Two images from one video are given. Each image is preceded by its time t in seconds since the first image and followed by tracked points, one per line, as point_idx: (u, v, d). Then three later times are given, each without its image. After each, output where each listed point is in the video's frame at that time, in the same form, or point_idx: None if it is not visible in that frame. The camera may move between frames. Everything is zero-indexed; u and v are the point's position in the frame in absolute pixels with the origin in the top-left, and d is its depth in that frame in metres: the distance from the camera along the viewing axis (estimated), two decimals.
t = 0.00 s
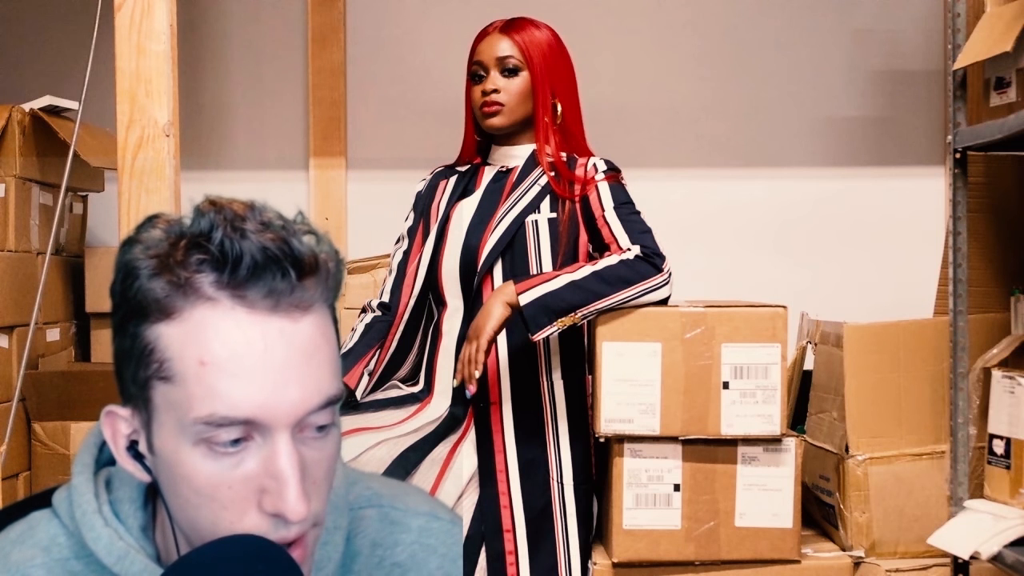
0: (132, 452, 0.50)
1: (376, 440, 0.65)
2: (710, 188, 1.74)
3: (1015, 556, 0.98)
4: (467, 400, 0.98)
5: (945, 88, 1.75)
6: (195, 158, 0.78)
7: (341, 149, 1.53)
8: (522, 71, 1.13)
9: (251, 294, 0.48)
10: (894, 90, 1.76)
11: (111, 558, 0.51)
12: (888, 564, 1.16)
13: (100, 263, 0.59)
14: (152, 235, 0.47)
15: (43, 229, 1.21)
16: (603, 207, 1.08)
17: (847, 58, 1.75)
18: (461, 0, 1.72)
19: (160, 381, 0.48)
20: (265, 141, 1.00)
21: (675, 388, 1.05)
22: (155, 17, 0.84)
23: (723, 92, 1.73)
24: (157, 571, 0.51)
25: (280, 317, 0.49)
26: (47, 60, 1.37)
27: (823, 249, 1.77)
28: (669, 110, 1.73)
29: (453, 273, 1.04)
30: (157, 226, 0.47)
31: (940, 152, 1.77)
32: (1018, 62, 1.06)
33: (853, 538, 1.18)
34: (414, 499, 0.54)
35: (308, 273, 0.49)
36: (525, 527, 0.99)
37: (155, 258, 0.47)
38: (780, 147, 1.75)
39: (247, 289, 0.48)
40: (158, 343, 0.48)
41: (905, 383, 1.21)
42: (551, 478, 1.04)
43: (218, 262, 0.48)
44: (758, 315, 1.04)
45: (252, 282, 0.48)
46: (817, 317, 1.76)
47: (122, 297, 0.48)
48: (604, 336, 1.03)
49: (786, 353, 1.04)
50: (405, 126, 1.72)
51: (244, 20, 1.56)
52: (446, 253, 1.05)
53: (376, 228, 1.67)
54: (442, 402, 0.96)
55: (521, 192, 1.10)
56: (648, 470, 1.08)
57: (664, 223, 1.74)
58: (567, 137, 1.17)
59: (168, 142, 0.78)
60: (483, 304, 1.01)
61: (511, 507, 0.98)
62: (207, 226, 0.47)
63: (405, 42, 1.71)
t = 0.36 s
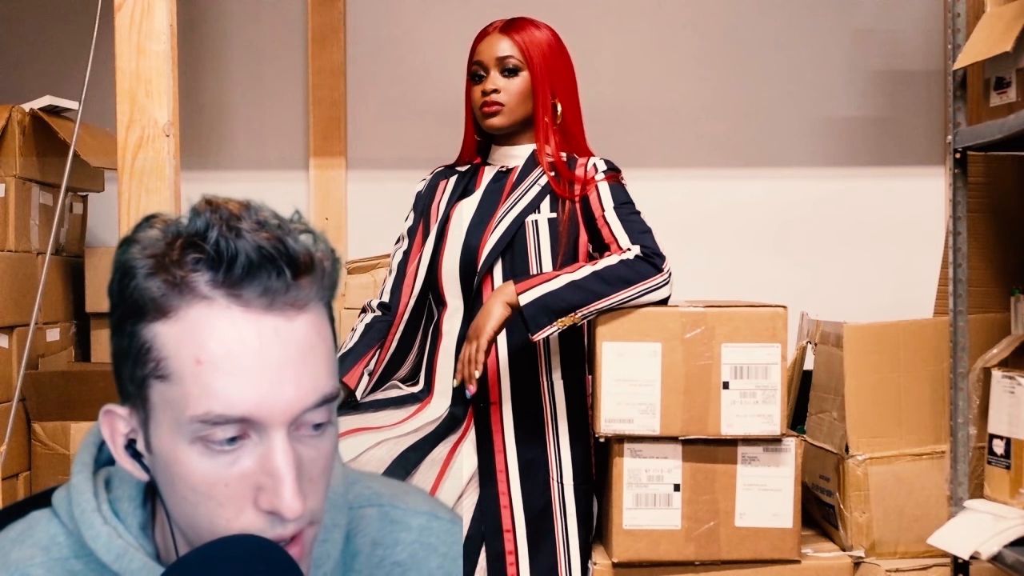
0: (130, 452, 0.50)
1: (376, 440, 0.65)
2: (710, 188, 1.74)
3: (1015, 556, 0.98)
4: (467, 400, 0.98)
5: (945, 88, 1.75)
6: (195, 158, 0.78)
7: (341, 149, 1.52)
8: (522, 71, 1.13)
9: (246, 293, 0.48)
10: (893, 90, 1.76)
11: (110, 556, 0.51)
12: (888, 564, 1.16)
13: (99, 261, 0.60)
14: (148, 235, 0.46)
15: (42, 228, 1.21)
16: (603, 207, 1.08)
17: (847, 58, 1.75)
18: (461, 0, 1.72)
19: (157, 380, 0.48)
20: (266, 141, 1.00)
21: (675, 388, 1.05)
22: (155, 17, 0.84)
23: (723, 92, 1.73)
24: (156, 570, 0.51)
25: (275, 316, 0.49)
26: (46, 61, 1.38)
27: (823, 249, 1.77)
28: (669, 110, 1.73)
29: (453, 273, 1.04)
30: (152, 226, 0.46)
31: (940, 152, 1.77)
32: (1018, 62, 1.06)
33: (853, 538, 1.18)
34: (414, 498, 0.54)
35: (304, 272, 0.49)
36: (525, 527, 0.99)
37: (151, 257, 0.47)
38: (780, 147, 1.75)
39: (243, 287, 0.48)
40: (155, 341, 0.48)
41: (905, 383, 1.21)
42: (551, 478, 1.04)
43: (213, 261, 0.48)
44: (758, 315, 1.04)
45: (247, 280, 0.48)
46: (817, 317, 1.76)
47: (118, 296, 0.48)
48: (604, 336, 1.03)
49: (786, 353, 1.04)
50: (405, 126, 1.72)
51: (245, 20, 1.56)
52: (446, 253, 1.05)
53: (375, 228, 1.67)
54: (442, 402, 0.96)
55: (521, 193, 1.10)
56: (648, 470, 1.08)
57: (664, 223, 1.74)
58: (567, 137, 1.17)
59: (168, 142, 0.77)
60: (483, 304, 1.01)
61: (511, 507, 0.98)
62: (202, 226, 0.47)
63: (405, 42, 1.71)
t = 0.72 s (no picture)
0: (129, 450, 0.50)
1: (376, 440, 0.65)
2: (710, 188, 1.74)
3: (1015, 556, 0.98)
4: (467, 400, 0.98)
5: (945, 88, 1.75)
6: (195, 157, 0.79)
7: (341, 149, 1.52)
8: (522, 71, 1.13)
9: (244, 291, 0.48)
10: (894, 90, 1.76)
11: (110, 556, 0.51)
12: (888, 564, 1.16)
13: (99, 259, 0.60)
14: (147, 234, 0.46)
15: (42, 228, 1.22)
16: (603, 207, 1.08)
17: (847, 58, 1.75)
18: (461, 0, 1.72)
19: (155, 379, 0.48)
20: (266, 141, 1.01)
21: (675, 388, 1.05)
22: (155, 17, 0.84)
23: (723, 92, 1.73)
24: (156, 569, 0.50)
25: (273, 316, 0.49)
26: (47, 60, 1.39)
27: (823, 249, 1.77)
28: (669, 110, 1.73)
29: (453, 273, 1.04)
30: (150, 225, 0.46)
31: (940, 152, 1.77)
32: (1018, 62, 1.06)
33: (853, 538, 1.18)
34: (414, 498, 0.54)
35: (302, 272, 0.49)
36: (525, 527, 0.99)
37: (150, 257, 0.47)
38: (780, 147, 1.75)
39: (241, 286, 0.48)
40: (154, 340, 0.48)
41: (905, 383, 1.21)
42: (551, 478, 1.04)
43: (211, 259, 0.48)
44: (758, 315, 1.04)
45: (245, 279, 0.48)
46: (817, 317, 1.76)
47: (117, 295, 0.48)
48: (604, 336, 1.03)
49: (786, 353, 1.04)
50: (405, 126, 1.72)
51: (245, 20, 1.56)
52: (446, 253, 1.06)
53: (375, 228, 1.67)
54: (442, 402, 0.96)
55: (521, 193, 1.10)
56: (648, 470, 1.08)
57: (664, 223, 1.74)
58: (567, 137, 1.17)
59: (168, 142, 0.78)
60: (483, 304, 1.01)
61: (511, 507, 0.98)
62: (201, 226, 0.47)
63: (405, 42, 1.71)
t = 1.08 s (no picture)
0: (131, 443, 0.51)
1: (376, 441, 0.65)
2: (710, 187, 1.74)
3: (1015, 556, 0.97)
4: (467, 400, 0.98)
5: (945, 88, 1.75)
6: (195, 158, 0.77)
7: (341, 149, 1.53)
8: (522, 71, 1.13)
9: (248, 291, 0.48)
10: (894, 90, 1.76)
11: (110, 555, 0.51)
12: (888, 564, 1.16)
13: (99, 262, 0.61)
14: (154, 231, 0.47)
15: (43, 229, 1.22)
16: (603, 207, 1.08)
17: (847, 58, 1.75)
18: None
19: (155, 373, 0.49)
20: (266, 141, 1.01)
21: (675, 388, 1.05)
22: (155, 17, 0.84)
23: (723, 92, 1.73)
24: (155, 567, 0.50)
25: (274, 316, 0.49)
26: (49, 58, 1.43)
27: (823, 249, 1.77)
28: (669, 110, 1.73)
29: (452, 273, 1.05)
30: (159, 223, 0.47)
31: (941, 152, 1.77)
32: (1018, 62, 1.06)
33: (853, 538, 1.18)
34: (414, 498, 0.54)
35: (308, 273, 0.49)
36: (525, 527, 0.99)
37: (156, 253, 0.47)
38: (780, 147, 1.75)
39: (244, 286, 0.48)
40: (154, 335, 0.48)
41: (905, 383, 1.21)
42: (551, 478, 1.03)
43: (217, 257, 0.48)
44: (757, 315, 1.04)
45: (249, 279, 0.48)
46: (817, 317, 1.76)
47: (123, 290, 0.48)
48: (604, 336, 1.03)
49: (786, 353, 1.04)
50: (405, 126, 1.72)
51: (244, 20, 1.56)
52: (446, 253, 1.06)
53: (375, 228, 1.67)
54: (442, 402, 0.96)
55: (521, 193, 1.10)
56: (648, 470, 1.08)
57: (664, 222, 1.74)
58: (567, 137, 1.17)
59: (168, 142, 0.78)
60: (483, 304, 1.01)
61: (511, 507, 0.98)
62: (207, 224, 0.47)
63: (405, 41, 1.71)
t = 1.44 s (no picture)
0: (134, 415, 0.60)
1: (376, 440, 0.72)
2: (710, 187, 1.74)
3: (1015, 556, 0.97)
4: (467, 400, 1.00)
5: (945, 88, 1.75)
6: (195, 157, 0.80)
7: (341, 149, 1.52)
8: (522, 71, 1.13)
9: (241, 269, 0.59)
10: (894, 90, 1.76)
11: (107, 547, 0.61)
12: (888, 564, 1.16)
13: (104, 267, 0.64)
14: (166, 212, 0.59)
15: (43, 228, 1.23)
16: (603, 207, 1.08)
17: (847, 58, 1.75)
18: None
19: (157, 342, 0.59)
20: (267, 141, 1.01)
21: (675, 388, 1.05)
22: (155, 16, 0.83)
23: (723, 92, 1.73)
24: (151, 556, 0.61)
25: (264, 289, 0.59)
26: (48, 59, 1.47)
27: (823, 249, 1.77)
28: (669, 110, 1.73)
29: (452, 273, 1.06)
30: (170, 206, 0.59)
31: (941, 152, 1.77)
32: (1018, 62, 1.06)
33: (853, 538, 1.17)
34: (410, 492, 0.64)
35: (296, 256, 0.60)
36: (525, 527, 0.99)
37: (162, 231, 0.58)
38: (780, 147, 1.75)
39: (238, 263, 0.59)
40: (154, 309, 0.58)
41: (905, 383, 1.21)
42: (551, 478, 1.03)
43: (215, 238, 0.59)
44: (757, 315, 1.04)
45: (241, 257, 0.59)
46: (817, 317, 1.76)
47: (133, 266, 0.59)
48: (604, 336, 1.03)
49: (786, 353, 1.04)
50: (405, 126, 1.72)
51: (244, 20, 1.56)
52: (446, 253, 1.07)
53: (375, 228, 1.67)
54: (443, 402, 1.00)
55: (521, 193, 1.10)
56: (648, 470, 1.08)
57: (664, 222, 1.74)
58: (567, 137, 1.17)
59: (168, 142, 0.79)
60: (482, 305, 1.02)
61: (511, 507, 0.98)
62: (209, 206, 0.59)
63: (405, 41, 1.71)
